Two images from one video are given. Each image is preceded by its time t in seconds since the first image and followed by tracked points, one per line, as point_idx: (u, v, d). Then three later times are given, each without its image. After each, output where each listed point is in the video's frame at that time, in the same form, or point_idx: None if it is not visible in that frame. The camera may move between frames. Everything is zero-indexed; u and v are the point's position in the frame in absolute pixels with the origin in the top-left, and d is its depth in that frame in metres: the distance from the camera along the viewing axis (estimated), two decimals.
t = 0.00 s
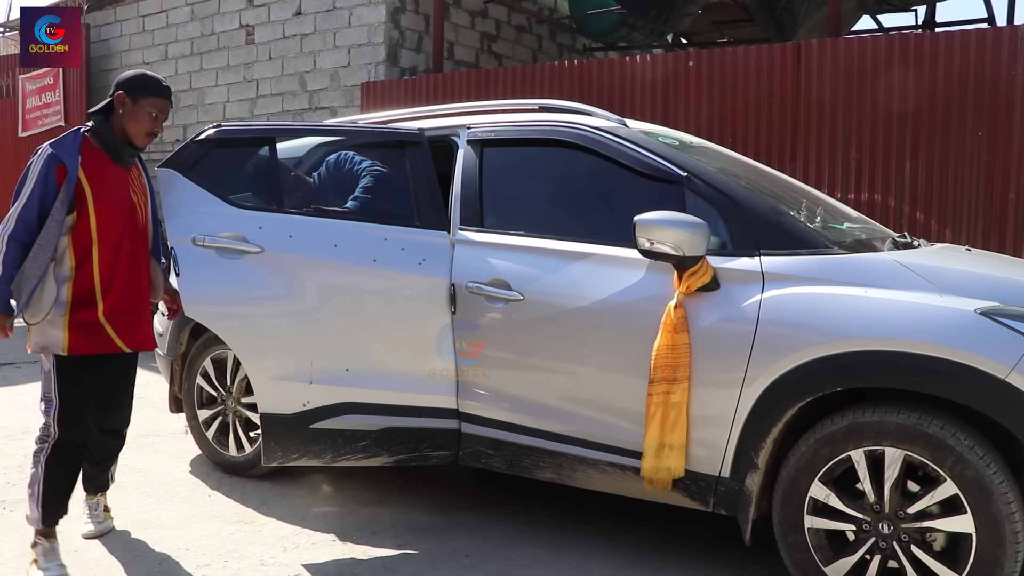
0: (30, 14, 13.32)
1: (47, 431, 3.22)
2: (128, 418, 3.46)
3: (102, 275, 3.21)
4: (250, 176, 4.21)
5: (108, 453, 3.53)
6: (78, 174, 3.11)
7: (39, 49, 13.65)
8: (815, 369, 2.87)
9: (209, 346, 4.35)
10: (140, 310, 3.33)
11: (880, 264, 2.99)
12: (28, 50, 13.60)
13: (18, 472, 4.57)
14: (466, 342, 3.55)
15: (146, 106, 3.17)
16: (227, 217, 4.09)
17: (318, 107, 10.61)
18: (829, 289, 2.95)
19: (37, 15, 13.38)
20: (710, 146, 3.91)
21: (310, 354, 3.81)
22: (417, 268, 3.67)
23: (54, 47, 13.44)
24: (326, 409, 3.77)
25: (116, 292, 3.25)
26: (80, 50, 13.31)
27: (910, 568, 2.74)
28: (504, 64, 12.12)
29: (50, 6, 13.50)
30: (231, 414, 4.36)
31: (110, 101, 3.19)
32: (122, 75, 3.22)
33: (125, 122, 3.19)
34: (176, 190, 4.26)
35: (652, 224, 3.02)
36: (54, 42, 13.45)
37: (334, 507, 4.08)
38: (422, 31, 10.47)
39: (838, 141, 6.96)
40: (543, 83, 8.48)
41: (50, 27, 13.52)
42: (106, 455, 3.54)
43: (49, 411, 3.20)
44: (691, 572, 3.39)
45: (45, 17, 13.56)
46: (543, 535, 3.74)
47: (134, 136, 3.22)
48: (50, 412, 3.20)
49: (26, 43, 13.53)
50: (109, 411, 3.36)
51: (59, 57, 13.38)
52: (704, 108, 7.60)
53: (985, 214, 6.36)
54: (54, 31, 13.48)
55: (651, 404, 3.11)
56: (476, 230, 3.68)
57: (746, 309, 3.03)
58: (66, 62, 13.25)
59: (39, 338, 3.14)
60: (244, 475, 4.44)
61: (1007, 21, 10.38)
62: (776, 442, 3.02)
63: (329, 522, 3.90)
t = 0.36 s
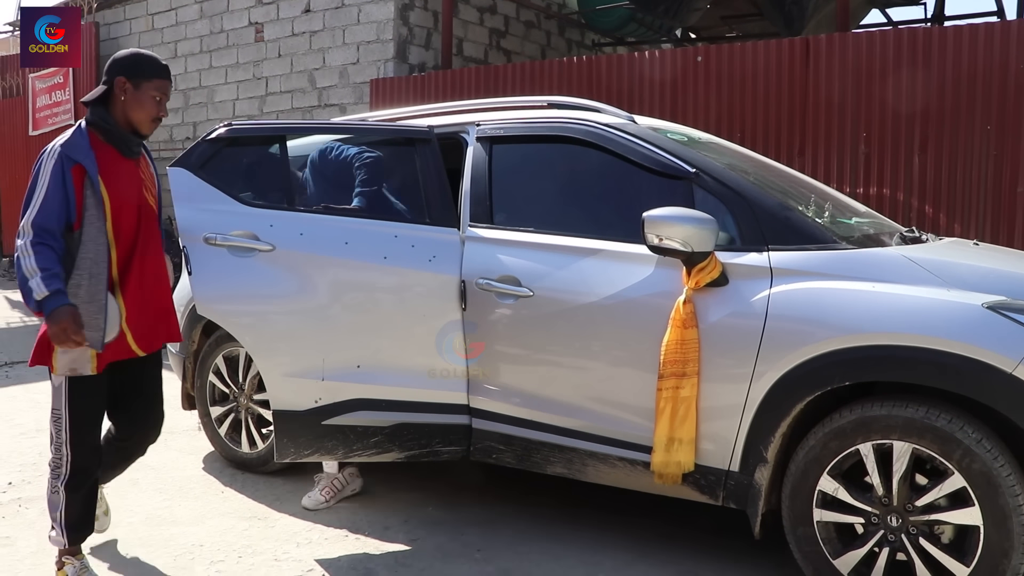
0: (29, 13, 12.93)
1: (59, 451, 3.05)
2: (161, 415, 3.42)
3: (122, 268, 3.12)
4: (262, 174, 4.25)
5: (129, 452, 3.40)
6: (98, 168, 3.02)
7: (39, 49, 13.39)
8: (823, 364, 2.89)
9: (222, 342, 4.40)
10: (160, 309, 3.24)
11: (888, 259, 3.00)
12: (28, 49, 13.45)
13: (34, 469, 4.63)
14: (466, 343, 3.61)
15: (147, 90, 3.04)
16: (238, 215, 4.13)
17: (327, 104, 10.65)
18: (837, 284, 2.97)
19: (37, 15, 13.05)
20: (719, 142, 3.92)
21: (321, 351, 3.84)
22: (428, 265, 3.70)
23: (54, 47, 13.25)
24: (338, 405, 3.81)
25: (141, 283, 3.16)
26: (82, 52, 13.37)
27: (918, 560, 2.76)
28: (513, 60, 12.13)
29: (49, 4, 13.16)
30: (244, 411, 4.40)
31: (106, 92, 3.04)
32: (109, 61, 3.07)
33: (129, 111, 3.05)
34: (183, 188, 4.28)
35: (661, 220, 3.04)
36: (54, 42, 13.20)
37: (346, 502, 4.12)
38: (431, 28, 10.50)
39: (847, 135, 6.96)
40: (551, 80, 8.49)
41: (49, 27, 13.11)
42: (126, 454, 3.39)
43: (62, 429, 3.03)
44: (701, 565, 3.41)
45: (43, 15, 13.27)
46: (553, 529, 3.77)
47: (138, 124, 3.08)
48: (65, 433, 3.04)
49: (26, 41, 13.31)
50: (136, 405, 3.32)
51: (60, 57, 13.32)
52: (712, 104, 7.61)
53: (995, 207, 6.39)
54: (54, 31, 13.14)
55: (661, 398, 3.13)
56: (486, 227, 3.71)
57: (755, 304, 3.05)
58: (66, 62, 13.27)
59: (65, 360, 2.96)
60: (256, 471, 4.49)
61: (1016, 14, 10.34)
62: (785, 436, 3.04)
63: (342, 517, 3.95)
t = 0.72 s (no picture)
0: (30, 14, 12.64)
1: (75, 448, 2.92)
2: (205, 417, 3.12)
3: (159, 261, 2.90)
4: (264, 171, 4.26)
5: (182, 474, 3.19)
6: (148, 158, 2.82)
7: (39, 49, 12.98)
8: (822, 362, 2.90)
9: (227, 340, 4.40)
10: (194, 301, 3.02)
11: (887, 258, 3.02)
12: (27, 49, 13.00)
13: (36, 466, 4.65)
14: (466, 342, 3.63)
15: (185, 76, 2.90)
16: (240, 212, 4.15)
17: (329, 102, 10.66)
18: (836, 283, 2.99)
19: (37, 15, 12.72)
20: (720, 140, 3.93)
21: (323, 348, 3.86)
22: (429, 262, 3.72)
23: (54, 47, 13.02)
24: (339, 402, 3.82)
25: (179, 275, 2.94)
26: (82, 50, 13.27)
27: (916, 557, 2.77)
28: (515, 58, 12.15)
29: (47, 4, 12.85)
30: (245, 408, 4.41)
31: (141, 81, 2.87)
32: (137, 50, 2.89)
33: (166, 98, 2.88)
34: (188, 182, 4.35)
35: (661, 218, 3.05)
36: (54, 42, 13.01)
37: (346, 499, 4.14)
38: (433, 26, 10.52)
39: (848, 135, 6.97)
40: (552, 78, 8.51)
41: (50, 27, 12.92)
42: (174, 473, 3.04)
43: (82, 428, 2.91)
44: (701, 563, 3.43)
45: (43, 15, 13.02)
46: (553, 526, 3.79)
47: (175, 113, 2.92)
48: (82, 429, 2.91)
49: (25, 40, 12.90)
50: (177, 408, 3.04)
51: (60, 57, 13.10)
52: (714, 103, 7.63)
53: (994, 205, 6.40)
54: (54, 31, 12.99)
55: (661, 395, 3.14)
56: (487, 224, 3.73)
57: (754, 302, 3.07)
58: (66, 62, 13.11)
59: (103, 362, 2.84)
60: (257, 468, 4.51)
61: (1018, 13, 10.35)
62: (784, 434, 3.06)
63: (343, 514, 3.97)
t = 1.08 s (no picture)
0: (30, 15, 12.56)
1: (132, 469, 2.71)
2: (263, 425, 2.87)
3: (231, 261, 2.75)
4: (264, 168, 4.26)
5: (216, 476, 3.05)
6: (228, 159, 2.70)
7: (40, 50, 12.73)
8: (819, 361, 2.91)
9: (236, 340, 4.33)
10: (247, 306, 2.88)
11: (885, 256, 3.03)
12: (28, 49, 12.80)
13: (37, 464, 4.66)
14: (466, 342, 3.64)
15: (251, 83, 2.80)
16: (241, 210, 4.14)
17: (330, 101, 10.67)
18: (834, 282, 3.00)
19: (38, 15, 12.58)
20: (720, 140, 3.94)
21: (323, 346, 3.87)
22: (428, 259, 3.73)
23: (54, 47, 12.86)
24: (338, 400, 3.83)
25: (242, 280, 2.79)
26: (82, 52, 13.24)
27: (913, 556, 2.78)
28: (515, 57, 12.15)
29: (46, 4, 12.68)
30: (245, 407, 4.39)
31: (209, 88, 2.73)
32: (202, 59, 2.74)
33: (235, 106, 2.76)
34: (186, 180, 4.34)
35: (660, 217, 3.05)
36: (54, 42, 12.87)
37: (346, 496, 4.15)
38: (434, 25, 10.53)
39: (849, 134, 6.98)
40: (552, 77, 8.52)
41: (49, 28, 12.75)
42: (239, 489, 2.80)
43: (146, 446, 2.69)
44: (699, 562, 3.43)
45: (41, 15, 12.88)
46: (552, 525, 3.80)
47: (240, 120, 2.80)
48: (147, 453, 2.69)
49: (25, 41, 12.76)
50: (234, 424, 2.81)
51: (59, 57, 12.95)
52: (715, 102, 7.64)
53: (995, 204, 6.40)
54: (54, 31, 12.85)
55: (660, 393, 3.15)
56: (487, 222, 3.74)
57: (753, 300, 3.08)
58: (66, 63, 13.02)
59: (174, 373, 2.65)
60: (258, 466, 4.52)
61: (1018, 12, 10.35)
62: (781, 432, 3.07)
63: (343, 512, 3.98)
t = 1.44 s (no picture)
0: (30, 14, 13.01)
1: (365, 441, 2.87)
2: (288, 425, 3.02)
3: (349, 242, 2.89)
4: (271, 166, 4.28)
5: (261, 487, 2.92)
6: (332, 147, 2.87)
7: (39, 49, 13.29)
8: (825, 363, 2.90)
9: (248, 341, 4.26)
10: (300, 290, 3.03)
11: (891, 259, 3.02)
12: (28, 49, 13.27)
13: (43, 459, 4.68)
14: (465, 342, 3.64)
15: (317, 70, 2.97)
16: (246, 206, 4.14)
17: (338, 99, 10.68)
18: (840, 283, 2.99)
19: (37, 15, 13.02)
20: (727, 140, 3.93)
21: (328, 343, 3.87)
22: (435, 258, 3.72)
23: (54, 47, 13.21)
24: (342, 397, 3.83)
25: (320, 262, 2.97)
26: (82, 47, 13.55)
27: (917, 559, 2.77)
28: (523, 56, 12.14)
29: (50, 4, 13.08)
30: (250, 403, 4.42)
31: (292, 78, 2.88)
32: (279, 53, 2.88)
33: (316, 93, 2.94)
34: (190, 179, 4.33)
35: (666, 217, 3.05)
36: (54, 42, 13.19)
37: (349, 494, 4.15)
38: (442, 24, 10.53)
39: (856, 136, 6.97)
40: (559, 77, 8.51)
41: (49, 27, 13.09)
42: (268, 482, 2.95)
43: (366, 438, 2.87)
44: (703, 563, 3.43)
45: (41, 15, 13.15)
46: (556, 524, 3.80)
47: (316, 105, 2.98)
48: (370, 416, 2.89)
49: (27, 41, 13.23)
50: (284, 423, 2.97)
51: (58, 57, 13.31)
52: (722, 102, 7.63)
53: (1003, 208, 6.38)
54: (54, 31, 13.14)
55: (664, 394, 3.15)
56: (493, 221, 3.74)
57: (758, 301, 3.07)
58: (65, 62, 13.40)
59: (346, 353, 2.81)
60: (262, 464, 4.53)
61: None
62: (786, 434, 3.06)
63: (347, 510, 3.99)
